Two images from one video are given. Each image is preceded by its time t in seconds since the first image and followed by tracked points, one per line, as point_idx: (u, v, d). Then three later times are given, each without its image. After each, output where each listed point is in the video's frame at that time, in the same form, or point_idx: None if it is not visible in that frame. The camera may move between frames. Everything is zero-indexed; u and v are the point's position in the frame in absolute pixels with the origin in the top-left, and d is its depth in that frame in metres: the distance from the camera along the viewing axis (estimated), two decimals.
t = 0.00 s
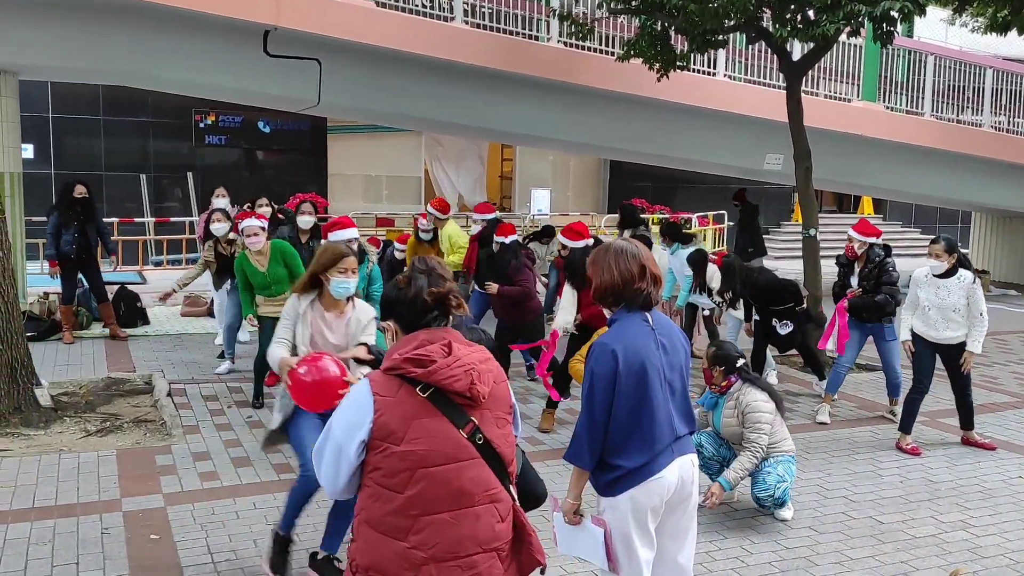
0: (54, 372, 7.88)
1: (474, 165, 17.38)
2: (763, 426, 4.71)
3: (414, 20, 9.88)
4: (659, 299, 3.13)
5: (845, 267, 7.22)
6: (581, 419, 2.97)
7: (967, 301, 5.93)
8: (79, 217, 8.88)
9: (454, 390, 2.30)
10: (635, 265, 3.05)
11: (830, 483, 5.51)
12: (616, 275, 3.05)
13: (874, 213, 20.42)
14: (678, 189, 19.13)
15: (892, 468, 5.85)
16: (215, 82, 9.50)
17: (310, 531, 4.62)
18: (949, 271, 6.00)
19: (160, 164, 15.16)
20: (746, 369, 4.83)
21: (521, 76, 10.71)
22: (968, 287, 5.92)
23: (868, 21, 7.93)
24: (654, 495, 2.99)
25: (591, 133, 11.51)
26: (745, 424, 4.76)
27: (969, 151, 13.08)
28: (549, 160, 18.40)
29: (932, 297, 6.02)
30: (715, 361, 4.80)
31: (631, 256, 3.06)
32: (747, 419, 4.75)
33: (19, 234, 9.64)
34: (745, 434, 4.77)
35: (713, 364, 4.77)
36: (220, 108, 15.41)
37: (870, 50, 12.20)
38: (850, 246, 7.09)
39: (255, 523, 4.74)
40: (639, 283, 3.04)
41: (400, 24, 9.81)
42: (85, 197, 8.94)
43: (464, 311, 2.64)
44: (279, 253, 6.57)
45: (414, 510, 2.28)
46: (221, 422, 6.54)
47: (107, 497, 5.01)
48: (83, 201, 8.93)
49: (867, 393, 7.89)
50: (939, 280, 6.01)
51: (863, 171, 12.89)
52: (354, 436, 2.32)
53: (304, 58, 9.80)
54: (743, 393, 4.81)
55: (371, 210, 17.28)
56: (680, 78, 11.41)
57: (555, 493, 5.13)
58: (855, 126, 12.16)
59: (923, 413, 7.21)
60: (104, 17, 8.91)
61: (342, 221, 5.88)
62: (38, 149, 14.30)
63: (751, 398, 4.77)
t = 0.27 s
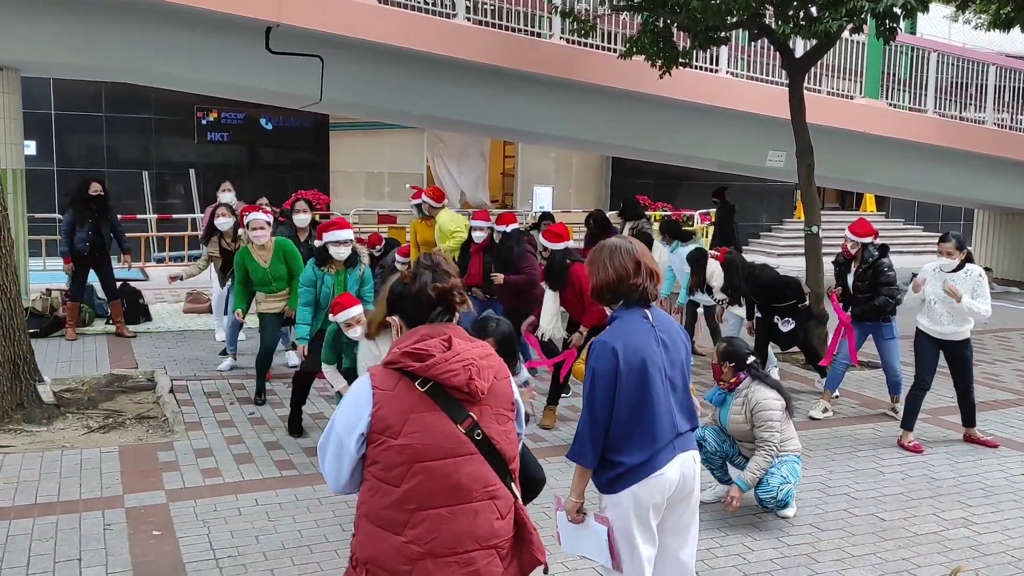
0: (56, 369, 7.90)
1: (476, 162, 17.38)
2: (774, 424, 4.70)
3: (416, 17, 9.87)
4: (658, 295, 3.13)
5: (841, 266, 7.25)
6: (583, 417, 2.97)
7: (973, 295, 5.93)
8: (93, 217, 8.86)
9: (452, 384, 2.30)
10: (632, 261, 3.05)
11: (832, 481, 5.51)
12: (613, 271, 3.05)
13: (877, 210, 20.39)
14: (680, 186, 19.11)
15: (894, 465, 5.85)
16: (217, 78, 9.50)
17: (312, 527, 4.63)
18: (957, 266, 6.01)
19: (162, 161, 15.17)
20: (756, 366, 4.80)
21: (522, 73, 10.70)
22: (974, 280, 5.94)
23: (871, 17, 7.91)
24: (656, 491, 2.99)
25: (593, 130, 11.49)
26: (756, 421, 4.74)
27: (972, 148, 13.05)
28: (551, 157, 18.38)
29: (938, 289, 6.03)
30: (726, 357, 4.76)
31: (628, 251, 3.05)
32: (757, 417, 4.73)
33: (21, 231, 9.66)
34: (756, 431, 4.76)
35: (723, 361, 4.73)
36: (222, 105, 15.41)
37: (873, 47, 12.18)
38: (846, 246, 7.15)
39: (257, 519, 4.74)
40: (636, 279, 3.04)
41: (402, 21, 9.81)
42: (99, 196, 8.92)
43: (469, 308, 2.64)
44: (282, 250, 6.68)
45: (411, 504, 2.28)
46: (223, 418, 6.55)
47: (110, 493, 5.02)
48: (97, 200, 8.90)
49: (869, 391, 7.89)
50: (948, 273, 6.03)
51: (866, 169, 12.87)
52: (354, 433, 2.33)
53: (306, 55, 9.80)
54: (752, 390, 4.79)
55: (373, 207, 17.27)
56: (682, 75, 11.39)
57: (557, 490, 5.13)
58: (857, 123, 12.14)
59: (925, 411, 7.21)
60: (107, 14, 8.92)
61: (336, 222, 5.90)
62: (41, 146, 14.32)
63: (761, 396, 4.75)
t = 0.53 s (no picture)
0: (57, 366, 7.90)
1: (477, 160, 17.37)
2: (784, 425, 4.68)
3: (417, 14, 9.86)
4: (656, 292, 3.12)
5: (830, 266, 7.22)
6: (583, 415, 2.97)
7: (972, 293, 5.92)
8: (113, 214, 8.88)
9: (451, 381, 2.30)
10: (629, 258, 3.05)
11: (833, 479, 5.51)
12: (609, 269, 3.05)
13: (879, 208, 20.37)
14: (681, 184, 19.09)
15: (895, 463, 5.84)
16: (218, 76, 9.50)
17: (313, 525, 4.63)
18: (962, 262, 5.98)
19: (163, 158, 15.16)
20: (766, 365, 4.80)
21: (523, 70, 10.69)
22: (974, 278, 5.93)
23: (872, 14, 7.89)
24: (657, 489, 2.99)
25: (594, 127, 11.48)
26: (764, 421, 4.73)
27: (974, 146, 13.03)
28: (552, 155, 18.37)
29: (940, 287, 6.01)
30: (736, 356, 4.75)
31: (625, 249, 3.05)
32: (766, 417, 4.72)
33: (22, 228, 9.66)
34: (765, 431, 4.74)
35: (735, 358, 4.72)
36: (223, 103, 15.40)
37: (874, 44, 12.15)
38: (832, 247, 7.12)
39: (258, 517, 4.74)
40: (633, 276, 3.03)
41: (403, 18, 9.79)
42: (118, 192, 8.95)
43: (472, 306, 2.64)
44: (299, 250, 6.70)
45: (408, 502, 2.28)
46: (224, 416, 6.55)
47: (111, 490, 5.02)
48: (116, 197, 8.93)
49: (870, 389, 7.89)
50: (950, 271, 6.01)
51: (867, 166, 12.86)
52: (355, 430, 2.33)
53: (307, 53, 9.79)
54: (762, 390, 4.78)
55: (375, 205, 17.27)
56: (683, 72, 11.38)
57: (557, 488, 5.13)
58: (859, 121, 12.13)
59: (926, 409, 7.20)
60: (108, 11, 8.91)
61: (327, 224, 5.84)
62: (42, 143, 14.32)
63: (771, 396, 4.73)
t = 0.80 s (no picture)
0: (57, 364, 7.90)
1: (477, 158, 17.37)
2: (784, 426, 4.68)
3: (417, 13, 9.85)
4: (656, 292, 3.12)
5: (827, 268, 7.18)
6: (583, 414, 2.96)
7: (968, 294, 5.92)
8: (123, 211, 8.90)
9: (448, 382, 2.30)
10: (627, 259, 3.05)
11: (832, 477, 5.51)
12: (608, 269, 3.05)
13: (879, 206, 20.36)
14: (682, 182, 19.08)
15: (895, 462, 5.84)
16: (219, 74, 9.49)
17: (312, 523, 4.63)
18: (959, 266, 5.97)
19: (163, 156, 15.15)
20: (768, 366, 4.79)
21: (524, 68, 10.68)
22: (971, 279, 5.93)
23: (873, 12, 7.89)
24: (656, 489, 2.99)
25: (594, 125, 11.47)
26: (765, 422, 4.73)
27: (974, 144, 13.01)
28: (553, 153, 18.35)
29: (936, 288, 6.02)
30: (737, 357, 4.75)
31: (624, 249, 3.05)
32: (766, 418, 4.72)
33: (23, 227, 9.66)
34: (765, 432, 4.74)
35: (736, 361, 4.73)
36: (223, 101, 15.38)
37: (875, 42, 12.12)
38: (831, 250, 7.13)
39: (257, 515, 4.75)
40: (631, 275, 3.03)
41: (403, 16, 9.78)
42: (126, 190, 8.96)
43: (473, 305, 2.63)
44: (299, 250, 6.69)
45: (404, 502, 2.28)
46: (223, 414, 6.55)
47: (110, 488, 5.03)
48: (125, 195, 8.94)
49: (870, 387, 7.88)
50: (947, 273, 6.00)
51: (868, 165, 12.85)
52: (353, 428, 2.34)
53: (307, 51, 9.78)
54: (763, 391, 4.77)
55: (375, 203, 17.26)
56: (683, 70, 11.37)
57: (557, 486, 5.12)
58: (859, 119, 12.12)
59: (926, 407, 7.20)
60: (108, 9, 8.91)
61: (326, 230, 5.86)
62: (42, 141, 14.33)
63: (771, 397, 4.73)
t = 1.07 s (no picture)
0: (55, 363, 7.90)
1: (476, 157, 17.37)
2: (779, 425, 4.68)
3: (416, 11, 9.84)
4: (651, 292, 3.12)
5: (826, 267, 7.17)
6: (579, 412, 2.96)
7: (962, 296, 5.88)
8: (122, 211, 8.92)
9: (442, 380, 2.30)
10: (624, 258, 3.04)
11: (829, 476, 5.51)
12: (604, 268, 3.05)
13: (878, 205, 20.36)
14: (681, 181, 19.07)
15: (892, 461, 5.84)
16: (217, 73, 9.48)
17: (308, 521, 4.63)
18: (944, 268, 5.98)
19: (162, 155, 15.14)
20: (760, 366, 4.79)
21: (523, 67, 10.67)
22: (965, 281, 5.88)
23: (871, 11, 7.88)
24: (653, 487, 2.98)
25: (593, 124, 11.47)
26: (759, 421, 4.73)
27: (973, 143, 13.01)
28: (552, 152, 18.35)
29: (929, 291, 6.00)
30: (730, 358, 4.74)
31: (620, 249, 3.05)
32: (760, 417, 4.72)
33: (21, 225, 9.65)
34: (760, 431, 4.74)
35: (727, 362, 4.71)
36: (222, 100, 15.36)
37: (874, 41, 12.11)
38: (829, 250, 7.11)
39: (253, 513, 4.75)
40: (627, 276, 3.03)
41: (402, 15, 9.77)
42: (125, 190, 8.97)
43: (470, 304, 2.62)
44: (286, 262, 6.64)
45: (397, 500, 2.28)
46: (221, 412, 6.55)
47: (107, 487, 5.02)
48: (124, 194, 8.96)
49: (868, 386, 7.88)
50: (937, 275, 5.98)
51: (866, 164, 12.84)
52: (348, 426, 2.34)
53: (306, 49, 9.77)
54: (756, 390, 4.77)
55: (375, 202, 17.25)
56: (683, 69, 11.36)
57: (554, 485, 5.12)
58: (858, 118, 12.11)
59: (924, 406, 7.20)
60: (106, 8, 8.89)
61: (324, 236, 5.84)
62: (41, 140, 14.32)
63: (765, 396, 4.72)
